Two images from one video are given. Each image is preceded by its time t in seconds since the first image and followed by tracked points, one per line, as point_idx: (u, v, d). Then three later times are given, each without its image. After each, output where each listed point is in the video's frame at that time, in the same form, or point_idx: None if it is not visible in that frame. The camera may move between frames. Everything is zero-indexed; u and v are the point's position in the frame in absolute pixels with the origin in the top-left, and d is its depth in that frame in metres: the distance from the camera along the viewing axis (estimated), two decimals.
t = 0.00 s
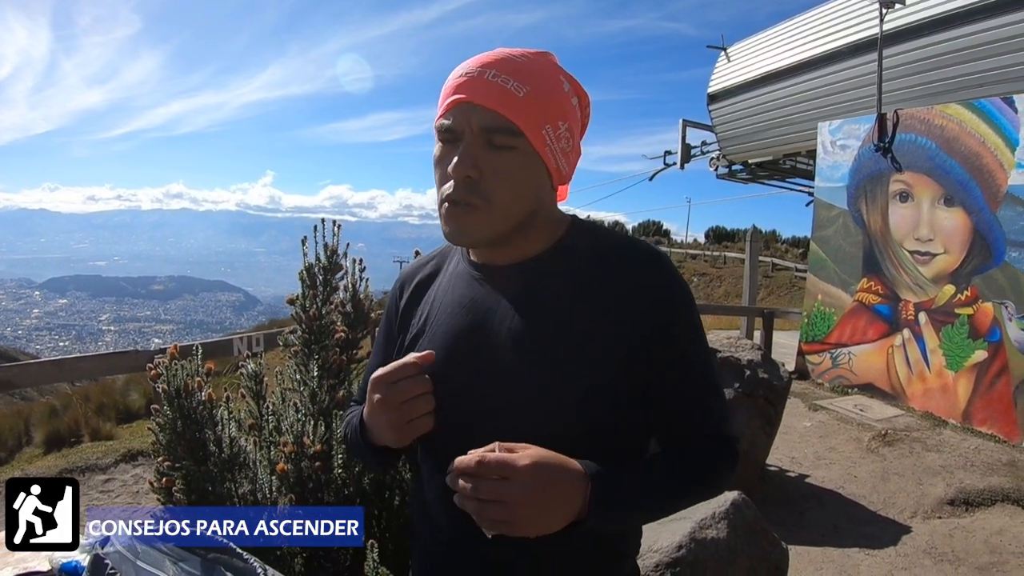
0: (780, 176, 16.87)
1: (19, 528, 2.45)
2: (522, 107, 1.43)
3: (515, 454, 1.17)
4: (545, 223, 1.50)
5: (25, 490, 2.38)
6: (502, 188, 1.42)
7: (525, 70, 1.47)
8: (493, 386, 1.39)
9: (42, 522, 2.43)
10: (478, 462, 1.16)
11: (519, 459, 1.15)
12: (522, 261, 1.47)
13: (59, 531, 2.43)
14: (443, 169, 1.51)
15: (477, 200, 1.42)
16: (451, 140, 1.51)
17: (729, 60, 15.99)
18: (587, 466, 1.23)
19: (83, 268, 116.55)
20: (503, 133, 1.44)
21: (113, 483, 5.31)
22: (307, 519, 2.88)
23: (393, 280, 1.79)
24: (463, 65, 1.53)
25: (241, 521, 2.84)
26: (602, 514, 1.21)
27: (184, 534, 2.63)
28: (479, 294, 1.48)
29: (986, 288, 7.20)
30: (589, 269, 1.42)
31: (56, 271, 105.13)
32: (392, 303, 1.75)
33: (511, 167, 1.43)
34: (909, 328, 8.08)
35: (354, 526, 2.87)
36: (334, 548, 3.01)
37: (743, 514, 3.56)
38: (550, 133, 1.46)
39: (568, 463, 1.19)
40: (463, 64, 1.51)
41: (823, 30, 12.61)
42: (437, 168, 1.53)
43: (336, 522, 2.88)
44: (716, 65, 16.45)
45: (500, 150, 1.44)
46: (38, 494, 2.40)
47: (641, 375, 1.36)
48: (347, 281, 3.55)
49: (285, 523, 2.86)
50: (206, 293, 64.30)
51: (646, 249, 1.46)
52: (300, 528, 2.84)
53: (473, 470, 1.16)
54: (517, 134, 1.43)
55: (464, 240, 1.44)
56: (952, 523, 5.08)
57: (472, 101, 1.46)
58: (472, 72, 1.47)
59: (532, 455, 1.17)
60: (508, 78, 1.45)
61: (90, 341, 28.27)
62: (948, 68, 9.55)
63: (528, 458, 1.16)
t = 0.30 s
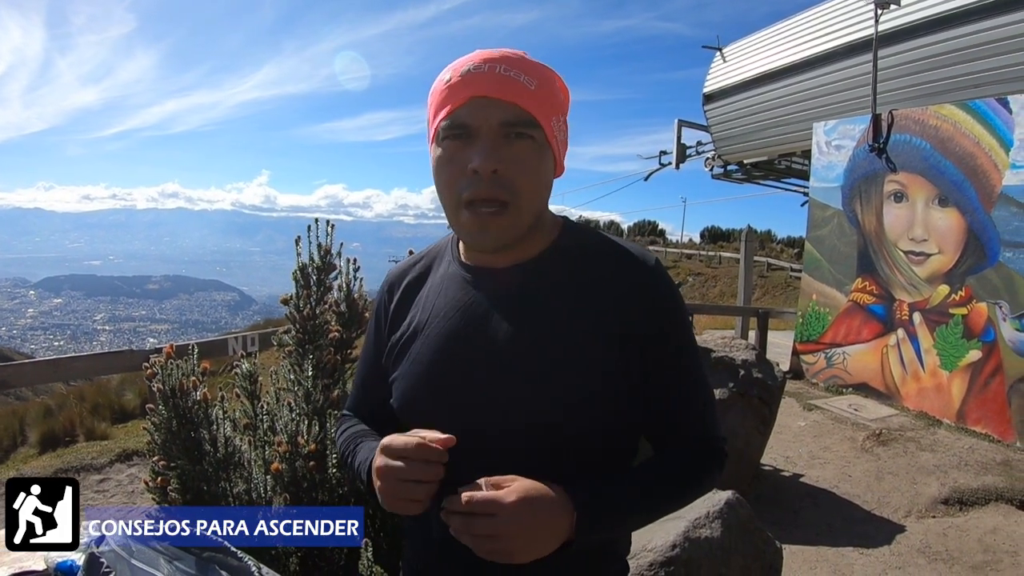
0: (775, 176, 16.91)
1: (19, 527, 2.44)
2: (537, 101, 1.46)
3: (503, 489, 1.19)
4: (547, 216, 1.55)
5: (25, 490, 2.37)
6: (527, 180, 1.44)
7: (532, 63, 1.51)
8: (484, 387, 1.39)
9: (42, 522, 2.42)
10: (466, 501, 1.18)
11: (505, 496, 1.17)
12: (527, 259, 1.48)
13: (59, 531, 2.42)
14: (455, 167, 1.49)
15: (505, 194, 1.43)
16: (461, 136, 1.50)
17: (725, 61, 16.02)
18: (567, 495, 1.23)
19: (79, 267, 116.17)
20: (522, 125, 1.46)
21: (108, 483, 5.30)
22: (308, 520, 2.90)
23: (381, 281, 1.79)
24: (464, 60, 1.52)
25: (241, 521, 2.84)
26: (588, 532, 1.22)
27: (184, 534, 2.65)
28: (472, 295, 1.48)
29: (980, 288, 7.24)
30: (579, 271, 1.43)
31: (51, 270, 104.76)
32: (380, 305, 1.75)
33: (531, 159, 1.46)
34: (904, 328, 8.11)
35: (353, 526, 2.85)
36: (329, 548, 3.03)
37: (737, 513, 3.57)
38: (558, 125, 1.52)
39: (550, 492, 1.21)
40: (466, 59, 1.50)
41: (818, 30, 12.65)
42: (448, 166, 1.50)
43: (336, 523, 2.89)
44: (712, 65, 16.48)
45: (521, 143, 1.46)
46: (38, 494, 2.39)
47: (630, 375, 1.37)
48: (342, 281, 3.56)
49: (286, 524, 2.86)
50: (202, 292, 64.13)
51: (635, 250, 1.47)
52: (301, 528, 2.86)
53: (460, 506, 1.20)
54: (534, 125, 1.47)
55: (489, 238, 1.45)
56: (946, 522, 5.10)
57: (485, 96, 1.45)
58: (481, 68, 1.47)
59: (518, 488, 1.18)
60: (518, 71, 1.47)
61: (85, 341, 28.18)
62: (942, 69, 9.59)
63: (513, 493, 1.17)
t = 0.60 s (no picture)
0: (770, 176, 16.95)
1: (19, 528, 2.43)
2: (543, 99, 1.50)
3: (482, 508, 1.22)
4: (541, 215, 1.57)
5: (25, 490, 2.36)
6: (529, 175, 1.46)
7: (538, 65, 1.55)
8: (473, 389, 1.40)
9: (42, 522, 2.40)
10: (448, 521, 1.22)
11: (483, 515, 1.20)
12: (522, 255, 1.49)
13: (59, 532, 2.40)
14: (458, 156, 1.49)
15: (507, 186, 1.44)
16: (466, 127, 1.50)
17: (719, 61, 16.04)
18: (545, 504, 1.25)
19: (74, 267, 115.75)
20: (526, 121, 1.49)
21: (102, 484, 5.29)
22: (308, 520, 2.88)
23: (372, 281, 1.79)
24: (474, 54, 1.53)
25: (240, 521, 2.86)
26: (576, 540, 1.23)
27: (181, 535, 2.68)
28: (463, 295, 1.48)
29: (974, 288, 7.26)
30: (569, 271, 1.43)
31: (46, 271, 104.36)
32: (370, 308, 1.76)
33: (534, 154, 1.48)
34: (898, 327, 8.14)
35: (353, 526, 2.81)
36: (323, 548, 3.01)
37: (731, 512, 3.58)
38: (557, 128, 1.56)
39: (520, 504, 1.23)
40: (477, 53, 1.52)
41: (813, 31, 12.68)
42: (451, 154, 1.50)
43: (336, 522, 2.84)
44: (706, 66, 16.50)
45: (525, 139, 1.48)
46: (38, 494, 2.38)
47: (619, 376, 1.37)
48: (336, 281, 3.56)
49: (286, 523, 2.87)
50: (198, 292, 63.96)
51: (626, 250, 1.47)
52: (301, 528, 2.86)
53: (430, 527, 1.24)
54: (538, 122, 1.50)
55: (488, 229, 1.46)
56: (940, 521, 5.12)
57: (494, 88, 1.47)
58: (492, 62, 1.50)
59: (496, 507, 1.21)
60: (526, 70, 1.51)
61: (79, 341, 28.07)
62: (936, 70, 9.63)
63: (491, 512, 1.20)
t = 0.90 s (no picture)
0: (764, 177, 16.99)
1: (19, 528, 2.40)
2: (548, 107, 1.52)
3: (464, 509, 1.22)
4: (539, 218, 1.57)
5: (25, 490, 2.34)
6: (529, 176, 1.47)
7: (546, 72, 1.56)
8: (466, 389, 1.40)
9: (42, 522, 2.39)
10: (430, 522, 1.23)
11: (465, 516, 1.20)
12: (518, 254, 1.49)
13: (59, 531, 2.38)
14: (461, 152, 1.49)
15: (505, 183, 1.45)
16: (471, 125, 1.51)
17: (714, 61, 16.08)
18: (529, 506, 1.25)
19: (69, 268, 115.33)
20: (529, 124, 1.50)
21: (97, 486, 5.27)
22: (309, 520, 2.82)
23: (369, 282, 1.79)
24: (484, 56, 1.55)
25: (239, 521, 2.86)
26: (567, 545, 1.24)
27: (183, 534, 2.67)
28: (458, 294, 1.49)
29: (968, 287, 7.30)
30: (563, 273, 1.43)
31: (41, 272, 103.98)
32: (366, 309, 1.75)
33: (535, 157, 1.49)
34: (892, 327, 8.17)
35: (353, 527, 2.51)
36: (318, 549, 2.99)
37: (725, 512, 3.59)
38: (559, 135, 1.57)
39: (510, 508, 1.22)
40: (487, 55, 1.53)
41: (807, 32, 12.72)
42: (454, 149, 1.51)
43: (337, 523, 2.63)
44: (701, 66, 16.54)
45: (528, 140, 1.49)
46: (38, 494, 2.36)
47: (612, 378, 1.37)
48: (330, 283, 3.56)
49: (286, 524, 2.84)
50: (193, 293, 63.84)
51: (620, 253, 1.47)
52: (301, 528, 2.80)
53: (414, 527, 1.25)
54: (540, 126, 1.51)
55: (486, 225, 1.46)
56: (934, 520, 5.13)
57: (500, 89, 1.49)
58: (501, 65, 1.51)
59: (478, 507, 1.21)
60: (534, 76, 1.53)
61: (73, 343, 27.97)
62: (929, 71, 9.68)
63: (473, 512, 1.20)
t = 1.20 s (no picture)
0: (760, 176, 17.01)
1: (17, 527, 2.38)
2: (543, 106, 1.51)
3: (463, 510, 1.22)
4: (536, 217, 1.57)
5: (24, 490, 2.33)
6: (526, 175, 1.47)
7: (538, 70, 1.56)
8: (464, 388, 1.40)
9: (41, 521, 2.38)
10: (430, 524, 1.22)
11: (465, 517, 1.20)
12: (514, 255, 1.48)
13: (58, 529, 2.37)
14: (457, 153, 1.50)
15: (502, 183, 1.45)
16: (466, 125, 1.51)
17: (710, 61, 16.10)
18: (528, 506, 1.25)
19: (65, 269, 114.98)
20: (524, 123, 1.49)
21: (92, 487, 5.26)
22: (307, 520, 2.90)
23: (365, 283, 1.79)
24: (476, 56, 1.54)
25: (236, 522, 2.87)
26: (566, 540, 1.24)
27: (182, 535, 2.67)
28: (456, 294, 1.49)
29: (963, 286, 7.32)
30: (560, 273, 1.43)
31: (37, 273, 103.72)
32: (364, 308, 1.75)
33: (530, 155, 1.49)
34: (888, 326, 8.19)
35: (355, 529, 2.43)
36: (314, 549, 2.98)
37: (722, 512, 3.59)
38: (554, 132, 1.57)
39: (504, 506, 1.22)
40: (480, 55, 1.53)
41: (803, 32, 12.74)
42: (450, 151, 1.51)
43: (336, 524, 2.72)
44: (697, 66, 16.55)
45: (523, 139, 1.49)
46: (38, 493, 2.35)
47: (610, 378, 1.37)
48: (326, 283, 3.56)
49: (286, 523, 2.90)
50: (189, 294, 63.73)
51: (618, 253, 1.48)
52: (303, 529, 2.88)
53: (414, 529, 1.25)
54: (535, 125, 1.51)
55: (483, 226, 1.47)
56: (931, 518, 5.15)
57: (494, 89, 1.48)
58: (494, 65, 1.51)
59: (478, 507, 1.21)
60: (527, 74, 1.52)
61: (69, 344, 27.87)
62: (925, 70, 9.70)
63: (473, 513, 1.20)
